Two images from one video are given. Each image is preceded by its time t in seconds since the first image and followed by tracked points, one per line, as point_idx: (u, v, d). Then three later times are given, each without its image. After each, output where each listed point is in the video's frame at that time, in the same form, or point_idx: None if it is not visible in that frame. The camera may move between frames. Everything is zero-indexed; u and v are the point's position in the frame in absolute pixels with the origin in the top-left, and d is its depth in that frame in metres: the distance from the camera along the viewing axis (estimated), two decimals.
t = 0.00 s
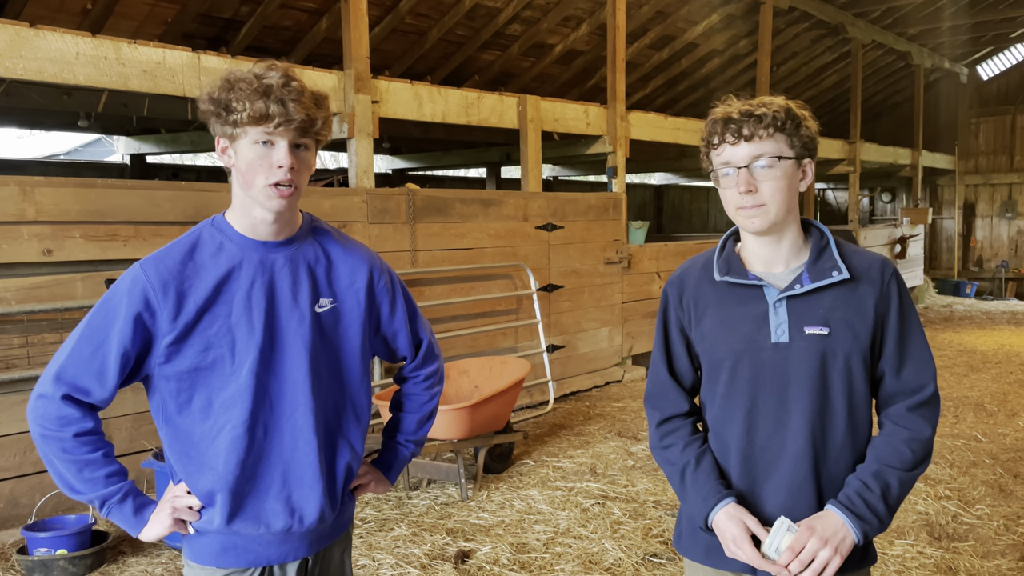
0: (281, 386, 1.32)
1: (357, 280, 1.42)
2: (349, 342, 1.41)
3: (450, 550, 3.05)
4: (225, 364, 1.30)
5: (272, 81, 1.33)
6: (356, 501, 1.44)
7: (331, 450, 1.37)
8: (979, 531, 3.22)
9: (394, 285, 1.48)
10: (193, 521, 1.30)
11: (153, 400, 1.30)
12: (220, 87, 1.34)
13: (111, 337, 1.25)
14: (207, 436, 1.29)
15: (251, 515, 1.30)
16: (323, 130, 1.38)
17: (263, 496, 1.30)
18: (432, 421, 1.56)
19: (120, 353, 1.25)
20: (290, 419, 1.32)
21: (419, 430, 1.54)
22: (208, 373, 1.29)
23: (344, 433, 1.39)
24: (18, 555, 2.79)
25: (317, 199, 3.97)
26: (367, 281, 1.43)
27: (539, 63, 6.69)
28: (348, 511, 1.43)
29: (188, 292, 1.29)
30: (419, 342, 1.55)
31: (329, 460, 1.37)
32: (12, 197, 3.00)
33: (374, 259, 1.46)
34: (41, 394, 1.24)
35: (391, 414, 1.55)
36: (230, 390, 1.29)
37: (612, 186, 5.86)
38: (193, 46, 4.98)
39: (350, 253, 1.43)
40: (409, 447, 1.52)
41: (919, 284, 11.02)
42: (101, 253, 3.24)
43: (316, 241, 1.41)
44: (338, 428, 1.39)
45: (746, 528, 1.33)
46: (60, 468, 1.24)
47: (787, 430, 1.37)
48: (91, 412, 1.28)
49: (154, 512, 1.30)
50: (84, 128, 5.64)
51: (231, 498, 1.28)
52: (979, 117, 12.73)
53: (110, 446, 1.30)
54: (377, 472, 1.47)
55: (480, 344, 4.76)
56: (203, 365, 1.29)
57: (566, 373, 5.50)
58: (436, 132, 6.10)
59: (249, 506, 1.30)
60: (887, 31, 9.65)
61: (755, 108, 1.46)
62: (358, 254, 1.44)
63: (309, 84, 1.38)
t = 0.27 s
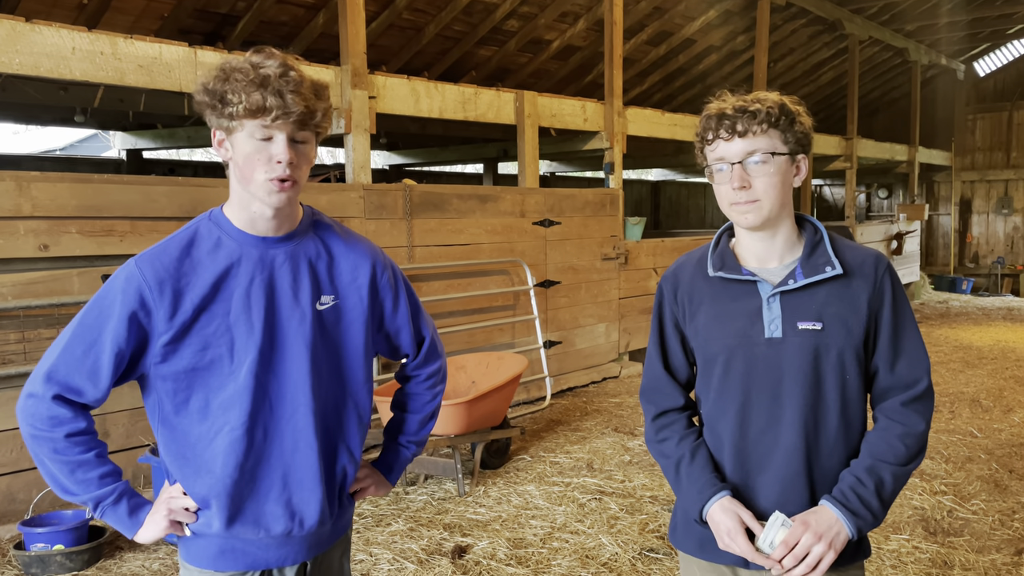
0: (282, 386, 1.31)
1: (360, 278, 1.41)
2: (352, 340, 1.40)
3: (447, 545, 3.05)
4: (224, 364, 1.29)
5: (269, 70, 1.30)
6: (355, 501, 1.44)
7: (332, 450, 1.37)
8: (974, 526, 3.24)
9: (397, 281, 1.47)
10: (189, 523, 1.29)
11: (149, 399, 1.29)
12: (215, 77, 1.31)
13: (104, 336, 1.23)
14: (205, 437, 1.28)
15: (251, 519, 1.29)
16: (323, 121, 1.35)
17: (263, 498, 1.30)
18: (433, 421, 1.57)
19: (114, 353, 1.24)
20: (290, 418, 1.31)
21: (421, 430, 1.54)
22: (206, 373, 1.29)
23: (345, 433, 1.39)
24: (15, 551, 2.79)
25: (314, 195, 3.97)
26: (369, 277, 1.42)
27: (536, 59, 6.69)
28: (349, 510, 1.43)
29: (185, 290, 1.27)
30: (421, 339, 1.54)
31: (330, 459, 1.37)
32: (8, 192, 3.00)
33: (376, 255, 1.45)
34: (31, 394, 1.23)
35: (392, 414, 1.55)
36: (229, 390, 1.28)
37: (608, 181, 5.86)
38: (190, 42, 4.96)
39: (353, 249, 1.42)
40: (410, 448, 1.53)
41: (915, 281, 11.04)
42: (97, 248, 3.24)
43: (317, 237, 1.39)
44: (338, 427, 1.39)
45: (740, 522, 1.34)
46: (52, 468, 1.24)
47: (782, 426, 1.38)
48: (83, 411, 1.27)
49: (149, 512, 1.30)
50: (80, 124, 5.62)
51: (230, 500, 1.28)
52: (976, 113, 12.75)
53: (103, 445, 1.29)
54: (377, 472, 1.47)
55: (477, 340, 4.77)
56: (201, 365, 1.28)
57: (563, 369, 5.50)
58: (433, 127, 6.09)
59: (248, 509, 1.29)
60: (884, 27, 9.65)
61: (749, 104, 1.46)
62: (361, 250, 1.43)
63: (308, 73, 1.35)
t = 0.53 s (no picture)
0: (286, 389, 1.25)
1: (368, 277, 1.34)
2: (358, 342, 1.33)
3: (447, 541, 3.07)
4: (226, 366, 1.23)
5: (252, 57, 1.22)
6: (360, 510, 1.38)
7: (338, 456, 1.32)
8: (971, 522, 3.25)
9: (406, 279, 1.40)
10: (189, 528, 1.25)
11: (149, 402, 1.24)
12: (200, 71, 1.25)
13: (101, 337, 1.19)
14: (205, 442, 1.23)
15: (254, 528, 1.24)
16: (315, 106, 1.26)
17: (266, 505, 1.24)
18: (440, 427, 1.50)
19: (111, 354, 1.19)
20: (294, 424, 1.25)
21: (427, 437, 1.47)
22: (207, 376, 1.23)
23: (351, 438, 1.33)
24: (16, 547, 2.80)
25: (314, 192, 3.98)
26: (377, 276, 1.35)
27: (535, 56, 6.69)
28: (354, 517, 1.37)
29: (185, 289, 1.22)
30: (429, 340, 1.47)
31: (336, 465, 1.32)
32: (9, 189, 3.00)
33: (385, 252, 1.38)
34: (26, 394, 1.19)
35: (396, 420, 1.48)
36: (230, 394, 1.22)
37: (608, 179, 5.87)
38: (189, 39, 4.96)
39: (361, 245, 1.35)
40: (415, 454, 1.46)
41: (914, 278, 11.06)
42: (98, 246, 3.24)
43: (324, 233, 1.33)
44: (344, 431, 1.33)
45: (735, 517, 1.35)
46: (48, 470, 1.20)
47: (779, 423, 1.39)
48: (80, 412, 1.22)
49: (148, 515, 1.26)
50: (80, 121, 5.62)
51: (231, 507, 1.22)
52: (974, 111, 12.76)
53: (101, 446, 1.25)
54: (382, 481, 1.41)
55: (476, 337, 4.78)
56: (201, 368, 1.23)
57: (562, 366, 5.52)
58: (433, 125, 6.09)
59: (251, 517, 1.23)
60: (883, 25, 9.66)
61: (752, 100, 1.47)
62: (370, 247, 1.36)
63: (299, 55, 1.27)
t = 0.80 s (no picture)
0: (285, 391, 1.18)
1: (372, 273, 1.26)
2: (361, 342, 1.24)
3: (448, 540, 3.07)
4: (220, 366, 1.16)
5: (211, 45, 1.13)
6: (367, 528, 1.29)
7: (342, 463, 1.24)
8: (972, 521, 3.26)
9: (413, 275, 1.32)
10: (185, 538, 1.18)
11: (141, 405, 1.17)
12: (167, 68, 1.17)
13: (90, 335, 1.13)
14: (199, 447, 1.16)
15: (251, 539, 1.16)
16: (286, 85, 1.15)
17: (265, 513, 1.16)
18: (451, 437, 1.41)
19: (99, 354, 1.13)
20: (295, 428, 1.17)
21: (438, 447, 1.39)
22: (201, 376, 1.16)
23: (355, 445, 1.25)
24: (19, 545, 2.81)
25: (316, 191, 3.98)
26: (382, 272, 1.27)
27: (537, 55, 6.69)
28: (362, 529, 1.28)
29: (177, 285, 1.16)
30: (438, 343, 1.39)
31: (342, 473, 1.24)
32: (11, 187, 3.00)
33: (391, 247, 1.30)
34: (12, 397, 1.13)
35: (404, 430, 1.40)
36: (224, 396, 1.15)
37: (609, 178, 5.87)
38: (191, 38, 4.97)
39: (364, 238, 1.27)
40: (424, 467, 1.38)
41: (915, 277, 11.05)
42: (100, 245, 3.25)
43: (325, 226, 1.25)
44: (347, 437, 1.25)
45: (736, 515, 1.35)
46: (38, 476, 1.13)
47: (779, 420, 1.39)
48: (70, 415, 1.16)
49: (142, 523, 1.18)
50: (82, 119, 5.63)
51: (227, 517, 1.14)
52: (976, 110, 12.75)
53: (93, 450, 1.18)
54: (391, 496, 1.32)
55: (477, 336, 4.78)
56: (194, 368, 1.16)
57: (563, 365, 5.52)
58: (434, 123, 6.09)
59: (248, 527, 1.16)
60: (885, 24, 9.66)
61: (756, 99, 1.48)
62: (374, 241, 1.28)
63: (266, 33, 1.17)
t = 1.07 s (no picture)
0: (275, 396, 1.13)
1: (368, 271, 1.19)
2: (356, 344, 1.18)
3: (452, 539, 3.07)
4: (207, 369, 1.11)
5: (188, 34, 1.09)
6: (370, 545, 1.21)
7: (340, 472, 1.18)
8: (976, 522, 3.25)
9: (414, 272, 1.24)
10: (171, 553, 1.13)
11: (131, 409, 1.13)
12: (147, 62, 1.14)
13: (75, 338, 1.10)
14: (187, 455, 1.11)
15: (240, 551, 1.12)
16: (265, 70, 1.10)
17: (255, 524, 1.12)
18: (464, 449, 1.29)
19: (83, 358, 1.10)
20: (287, 435, 1.13)
21: (447, 462, 1.27)
22: (188, 380, 1.11)
23: (351, 453, 1.18)
24: (24, 542, 2.82)
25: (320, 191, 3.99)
26: (380, 270, 1.20)
27: (541, 55, 6.69)
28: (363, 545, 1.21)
29: (162, 285, 1.12)
30: (446, 347, 1.29)
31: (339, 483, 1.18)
32: (17, 187, 3.02)
33: (390, 243, 1.22)
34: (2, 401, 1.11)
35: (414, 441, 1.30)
36: (211, 400, 1.10)
37: (613, 178, 5.87)
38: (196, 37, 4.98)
39: (361, 234, 1.20)
40: (434, 482, 1.27)
41: (920, 278, 11.03)
42: (105, 244, 3.26)
43: (319, 222, 1.19)
44: (343, 446, 1.19)
45: (740, 514, 1.35)
46: (26, 484, 1.10)
47: (781, 419, 1.39)
48: (59, 421, 1.13)
49: (128, 536, 1.14)
50: (87, 119, 5.65)
51: (214, 528, 1.10)
52: (981, 110, 12.72)
53: (83, 457, 1.15)
54: (396, 512, 1.24)
55: (481, 336, 4.79)
56: (181, 371, 1.11)
57: (567, 365, 5.52)
58: (438, 123, 6.10)
59: (238, 538, 1.12)
60: (890, 24, 9.65)
61: (762, 99, 1.48)
62: (372, 237, 1.21)
63: (246, 20, 1.13)
